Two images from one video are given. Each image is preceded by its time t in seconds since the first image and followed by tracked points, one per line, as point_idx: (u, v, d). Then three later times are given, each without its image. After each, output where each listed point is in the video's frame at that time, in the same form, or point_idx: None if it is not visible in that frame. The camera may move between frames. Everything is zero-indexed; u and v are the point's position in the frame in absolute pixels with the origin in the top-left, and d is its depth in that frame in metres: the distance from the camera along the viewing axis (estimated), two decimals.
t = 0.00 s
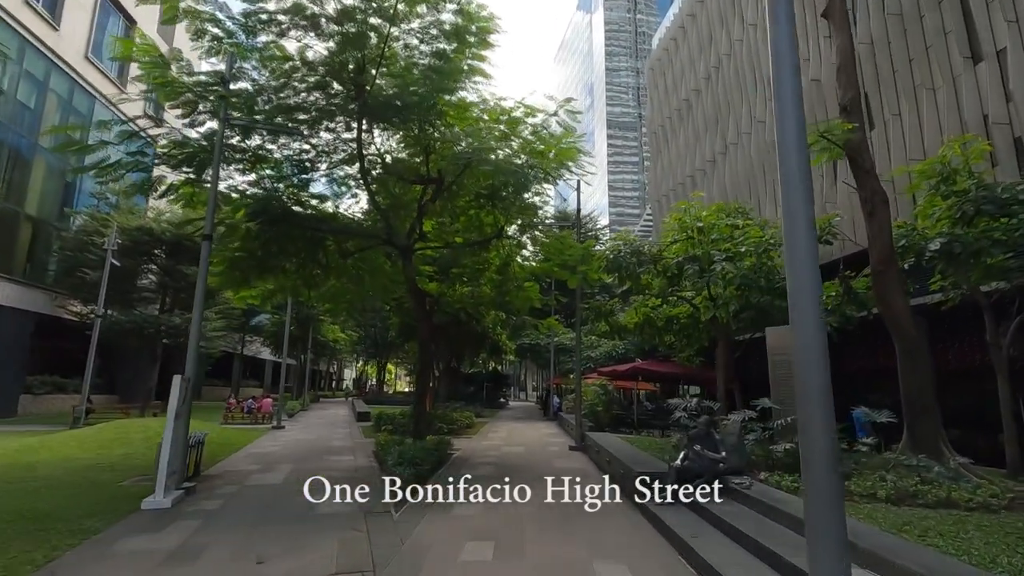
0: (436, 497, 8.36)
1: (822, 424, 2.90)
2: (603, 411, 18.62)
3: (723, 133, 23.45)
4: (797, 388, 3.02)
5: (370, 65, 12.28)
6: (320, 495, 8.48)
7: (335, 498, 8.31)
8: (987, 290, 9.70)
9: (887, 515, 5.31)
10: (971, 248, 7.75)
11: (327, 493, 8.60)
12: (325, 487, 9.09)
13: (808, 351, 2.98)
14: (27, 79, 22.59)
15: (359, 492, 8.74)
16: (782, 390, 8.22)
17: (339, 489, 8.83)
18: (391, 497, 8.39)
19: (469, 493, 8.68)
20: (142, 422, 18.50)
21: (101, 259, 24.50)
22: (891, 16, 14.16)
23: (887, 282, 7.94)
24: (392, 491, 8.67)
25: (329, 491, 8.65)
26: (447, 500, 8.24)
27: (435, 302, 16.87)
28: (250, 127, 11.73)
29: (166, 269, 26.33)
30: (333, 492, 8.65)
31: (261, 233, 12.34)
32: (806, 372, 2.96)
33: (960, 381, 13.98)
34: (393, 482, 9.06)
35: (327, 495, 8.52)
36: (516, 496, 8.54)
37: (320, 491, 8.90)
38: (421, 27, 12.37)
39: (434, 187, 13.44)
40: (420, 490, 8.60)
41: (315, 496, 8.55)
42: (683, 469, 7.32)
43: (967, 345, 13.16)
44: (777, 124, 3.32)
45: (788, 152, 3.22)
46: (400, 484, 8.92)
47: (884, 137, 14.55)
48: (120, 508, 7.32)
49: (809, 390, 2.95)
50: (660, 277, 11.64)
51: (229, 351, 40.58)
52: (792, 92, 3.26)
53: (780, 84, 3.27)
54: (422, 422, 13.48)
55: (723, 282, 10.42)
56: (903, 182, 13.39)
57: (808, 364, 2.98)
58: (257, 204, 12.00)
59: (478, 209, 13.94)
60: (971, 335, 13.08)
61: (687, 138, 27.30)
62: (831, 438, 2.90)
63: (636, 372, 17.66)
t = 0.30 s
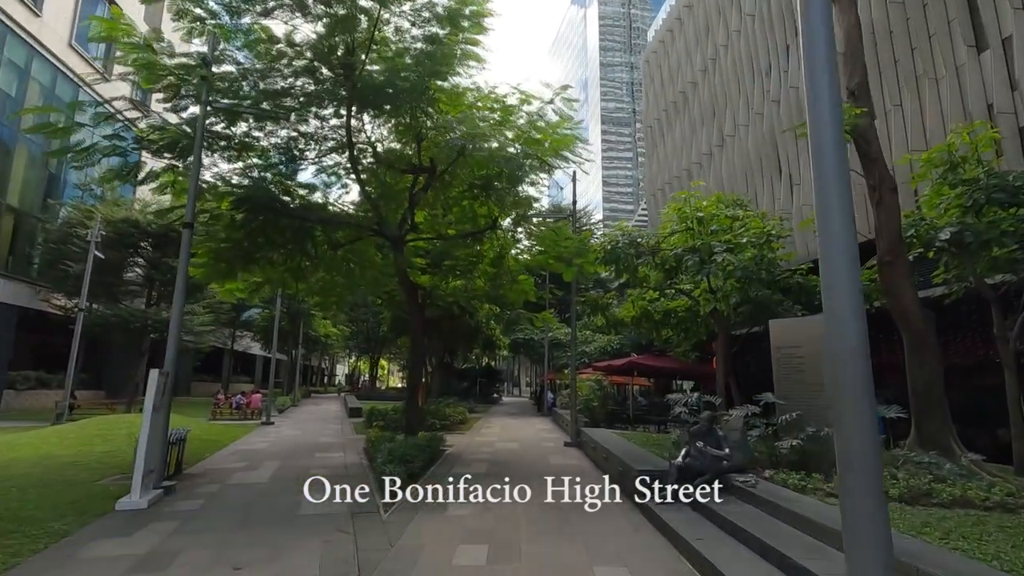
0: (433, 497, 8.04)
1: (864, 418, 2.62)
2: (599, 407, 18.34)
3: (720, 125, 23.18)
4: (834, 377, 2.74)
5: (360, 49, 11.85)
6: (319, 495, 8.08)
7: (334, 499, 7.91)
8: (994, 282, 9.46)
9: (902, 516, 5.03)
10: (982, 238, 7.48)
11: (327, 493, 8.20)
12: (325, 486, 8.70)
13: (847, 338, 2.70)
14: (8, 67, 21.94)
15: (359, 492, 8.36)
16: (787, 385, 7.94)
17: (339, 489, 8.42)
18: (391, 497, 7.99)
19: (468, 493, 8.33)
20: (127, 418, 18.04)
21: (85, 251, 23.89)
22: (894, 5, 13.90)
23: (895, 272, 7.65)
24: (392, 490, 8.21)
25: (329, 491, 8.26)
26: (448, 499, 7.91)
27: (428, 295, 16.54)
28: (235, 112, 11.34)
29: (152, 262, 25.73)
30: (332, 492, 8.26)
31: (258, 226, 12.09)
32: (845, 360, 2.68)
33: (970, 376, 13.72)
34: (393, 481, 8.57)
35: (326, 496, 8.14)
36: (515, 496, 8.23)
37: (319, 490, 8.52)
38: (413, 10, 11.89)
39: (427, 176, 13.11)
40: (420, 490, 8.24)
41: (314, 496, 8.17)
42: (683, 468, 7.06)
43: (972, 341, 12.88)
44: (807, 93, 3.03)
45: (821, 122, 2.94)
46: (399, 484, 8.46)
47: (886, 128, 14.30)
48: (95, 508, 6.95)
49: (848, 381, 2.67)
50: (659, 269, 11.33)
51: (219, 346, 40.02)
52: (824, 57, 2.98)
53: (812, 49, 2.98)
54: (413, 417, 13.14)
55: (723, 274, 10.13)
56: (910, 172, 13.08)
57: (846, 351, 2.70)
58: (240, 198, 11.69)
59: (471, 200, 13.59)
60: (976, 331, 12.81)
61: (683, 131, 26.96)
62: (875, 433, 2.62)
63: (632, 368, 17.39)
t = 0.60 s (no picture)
0: (431, 497, 7.72)
1: (924, 431, 2.48)
2: (597, 403, 18.07)
3: (719, 117, 22.84)
4: (889, 387, 2.61)
5: (352, 34, 11.43)
6: (319, 495, 7.66)
7: (334, 499, 7.53)
8: (1005, 275, 9.19)
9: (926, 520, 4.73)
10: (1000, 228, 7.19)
11: (327, 494, 7.73)
12: (325, 486, 8.27)
13: (904, 346, 2.56)
14: None
15: (360, 492, 7.90)
16: (795, 381, 7.65)
17: (338, 489, 8.01)
18: (391, 498, 7.62)
19: (466, 493, 8.03)
20: (114, 413, 17.64)
21: (72, 244, 23.35)
22: None
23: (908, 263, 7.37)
24: (392, 490, 7.83)
25: (327, 491, 7.86)
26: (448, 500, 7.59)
27: (422, 288, 16.20)
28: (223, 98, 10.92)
29: (143, 254, 25.41)
30: (332, 492, 7.84)
31: (248, 217, 11.70)
32: (903, 369, 2.55)
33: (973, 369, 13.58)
34: (393, 481, 8.18)
35: (326, 496, 7.72)
36: (515, 496, 7.94)
37: (318, 490, 8.06)
38: None
39: (423, 164, 12.78)
40: (420, 491, 7.90)
41: (314, 496, 7.63)
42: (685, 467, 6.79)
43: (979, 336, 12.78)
44: (856, 81, 2.92)
45: (872, 120, 2.82)
46: (399, 484, 8.08)
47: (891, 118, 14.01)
48: (71, 511, 6.61)
49: (903, 379, 2.55)
50: (661, 261, 11.01)
51: (212, 341, 39.54)
52: (876, 55, 2.87)
53: (862, 48, 2.88)
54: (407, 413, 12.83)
55: (727, 266, 9.79)
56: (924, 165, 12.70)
57: (905, 361, 2.56)
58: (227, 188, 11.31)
59: (467, 190, 13.23)
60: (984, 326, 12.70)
61: (682, 123, 26.59)
62: (935, 447, 2.49)
63: (630, 362, 17.12)
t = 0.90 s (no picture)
0: (429, 497, 7.41)
1: (996, 433, 2.32)
2: (596, 397, 17.78)
3: (720, 107, 22.50)
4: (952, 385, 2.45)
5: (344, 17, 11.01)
6: (319, 494, 7.30)
7: (334, 499, 7.16)
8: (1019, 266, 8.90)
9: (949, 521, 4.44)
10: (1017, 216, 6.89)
11: (327, 493, 7.36)
12: (324, 486, 7.89)
13: (971, 340, 2.40)
14: None
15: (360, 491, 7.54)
16: (803, 375, 7.36)
17: (338, 488, 7.65)
18: (391, 497, 7.27)
19: (463, 492, 7.71)
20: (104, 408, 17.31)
21: (60, 235, 22.91)
22: None
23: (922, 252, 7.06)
24: (392, 490, 7.51)
25: (328, 490, 7.49)
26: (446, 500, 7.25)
27: (417, 279, 15.87)
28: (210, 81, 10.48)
29: (133, 246, 24.95)
30: (332, 491, 7.47)
31: (236, 203, 11.32)
32: (971, 367, 2.38)
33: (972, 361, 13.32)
34: (393, 480, 7.84)
35: (326, 496, 7.34)
36: (513, 496, 7.63)
37: (317, 490, 7.68)
38: None
39: (419, 149, 12.48)
40: (419, 491, 7.57)
41: (314, 496, 7.23)
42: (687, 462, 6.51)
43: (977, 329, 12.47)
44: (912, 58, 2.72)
45: (934, 98, 2.62)
46: (399, 484, 7.74)
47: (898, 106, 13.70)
48: (45, 510, 6.29)
49: (972, 380, 2.38)
50: (662, 251, 10.73)
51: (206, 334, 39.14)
52: (937, 26, 2.66)
53: (921, 20, 2.69)
54: (401, 407, 12.50)
55: (731, 256, 9.47)
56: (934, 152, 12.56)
57: (973, 358, 2.39)
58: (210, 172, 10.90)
59: (462, 178, 12.91)
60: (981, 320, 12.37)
61: (682, 114, 26.23)
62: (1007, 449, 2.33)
63: (629, 356, 16.85)
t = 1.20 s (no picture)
0: (429, 497, 7.11)
1: None
2: (591, 392, 17.46)
3: (717, 99, 22.14)
4: None
5: None
6: (319, 494, 7.03)
7: (333, 499, 6.86)
8: None
9: (974, 526, 4.13)
10: None
11: (327, 493, 7.08)
12: (324, 486, 7.58)
13: None
14: None
15: (361, 491, 7.20)
16: (809, 370, 7.05)
17: (338, 488, 7.32)
18: (391, 497, 7.00)
19: (461, 492, 7.41)
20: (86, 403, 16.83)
21: (42, 227, 22.31)
22: None
23: (934, 241, 6.78)
24: (392, 490, 7.23)
25: (327, 490, 7.20)
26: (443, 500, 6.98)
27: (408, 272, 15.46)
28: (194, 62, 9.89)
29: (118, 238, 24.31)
30: (332, 491, 7.18)
31: (220, 191, 10.89)
32: None
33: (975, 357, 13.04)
34: (393, 481, 7.57)
35: (325, 496, 7.07)
36: (513, 496, 7.34)
37: (317, 490, 7.38)
38: None
39: (412, 136, 12.10)
40: (419, 491, 7.30)
41: (314, 496, 7.00)
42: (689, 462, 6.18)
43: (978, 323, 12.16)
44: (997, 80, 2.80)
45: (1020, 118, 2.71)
46: (399, 484, 7.46)
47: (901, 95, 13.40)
48: (9, 514, 5.91)
49: None
50: (661, 242, 10.39)
51: (196, 328, 38.57)
52: None
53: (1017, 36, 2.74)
54: (391, 403, 12.11)
55: (732, 247, 9.12)
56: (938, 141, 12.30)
57: None
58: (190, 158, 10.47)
59: (455, 167, 12.53)
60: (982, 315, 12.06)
61: (679, 106, 25.86)
62: None
63: (625, 351, 16.53)
